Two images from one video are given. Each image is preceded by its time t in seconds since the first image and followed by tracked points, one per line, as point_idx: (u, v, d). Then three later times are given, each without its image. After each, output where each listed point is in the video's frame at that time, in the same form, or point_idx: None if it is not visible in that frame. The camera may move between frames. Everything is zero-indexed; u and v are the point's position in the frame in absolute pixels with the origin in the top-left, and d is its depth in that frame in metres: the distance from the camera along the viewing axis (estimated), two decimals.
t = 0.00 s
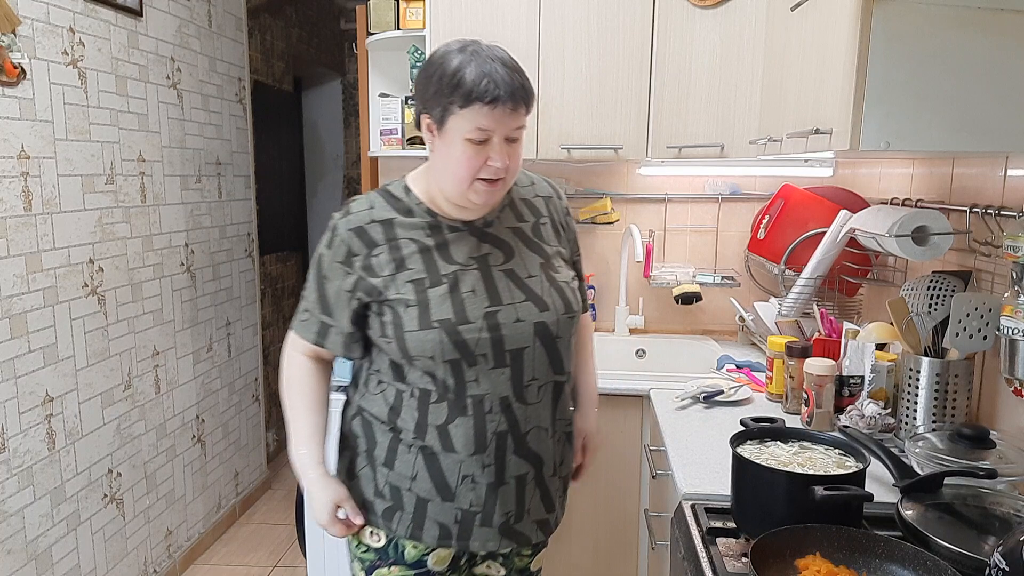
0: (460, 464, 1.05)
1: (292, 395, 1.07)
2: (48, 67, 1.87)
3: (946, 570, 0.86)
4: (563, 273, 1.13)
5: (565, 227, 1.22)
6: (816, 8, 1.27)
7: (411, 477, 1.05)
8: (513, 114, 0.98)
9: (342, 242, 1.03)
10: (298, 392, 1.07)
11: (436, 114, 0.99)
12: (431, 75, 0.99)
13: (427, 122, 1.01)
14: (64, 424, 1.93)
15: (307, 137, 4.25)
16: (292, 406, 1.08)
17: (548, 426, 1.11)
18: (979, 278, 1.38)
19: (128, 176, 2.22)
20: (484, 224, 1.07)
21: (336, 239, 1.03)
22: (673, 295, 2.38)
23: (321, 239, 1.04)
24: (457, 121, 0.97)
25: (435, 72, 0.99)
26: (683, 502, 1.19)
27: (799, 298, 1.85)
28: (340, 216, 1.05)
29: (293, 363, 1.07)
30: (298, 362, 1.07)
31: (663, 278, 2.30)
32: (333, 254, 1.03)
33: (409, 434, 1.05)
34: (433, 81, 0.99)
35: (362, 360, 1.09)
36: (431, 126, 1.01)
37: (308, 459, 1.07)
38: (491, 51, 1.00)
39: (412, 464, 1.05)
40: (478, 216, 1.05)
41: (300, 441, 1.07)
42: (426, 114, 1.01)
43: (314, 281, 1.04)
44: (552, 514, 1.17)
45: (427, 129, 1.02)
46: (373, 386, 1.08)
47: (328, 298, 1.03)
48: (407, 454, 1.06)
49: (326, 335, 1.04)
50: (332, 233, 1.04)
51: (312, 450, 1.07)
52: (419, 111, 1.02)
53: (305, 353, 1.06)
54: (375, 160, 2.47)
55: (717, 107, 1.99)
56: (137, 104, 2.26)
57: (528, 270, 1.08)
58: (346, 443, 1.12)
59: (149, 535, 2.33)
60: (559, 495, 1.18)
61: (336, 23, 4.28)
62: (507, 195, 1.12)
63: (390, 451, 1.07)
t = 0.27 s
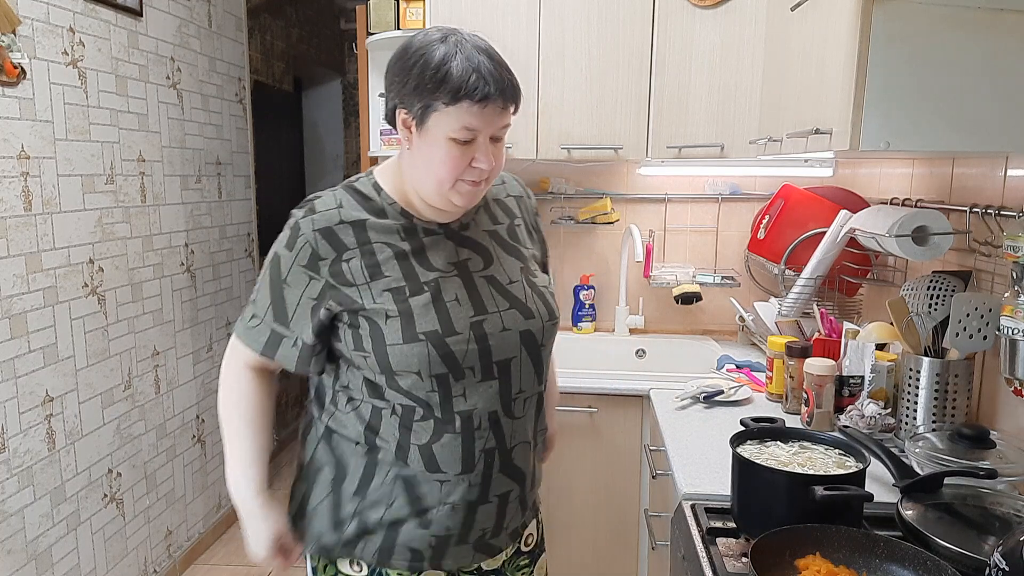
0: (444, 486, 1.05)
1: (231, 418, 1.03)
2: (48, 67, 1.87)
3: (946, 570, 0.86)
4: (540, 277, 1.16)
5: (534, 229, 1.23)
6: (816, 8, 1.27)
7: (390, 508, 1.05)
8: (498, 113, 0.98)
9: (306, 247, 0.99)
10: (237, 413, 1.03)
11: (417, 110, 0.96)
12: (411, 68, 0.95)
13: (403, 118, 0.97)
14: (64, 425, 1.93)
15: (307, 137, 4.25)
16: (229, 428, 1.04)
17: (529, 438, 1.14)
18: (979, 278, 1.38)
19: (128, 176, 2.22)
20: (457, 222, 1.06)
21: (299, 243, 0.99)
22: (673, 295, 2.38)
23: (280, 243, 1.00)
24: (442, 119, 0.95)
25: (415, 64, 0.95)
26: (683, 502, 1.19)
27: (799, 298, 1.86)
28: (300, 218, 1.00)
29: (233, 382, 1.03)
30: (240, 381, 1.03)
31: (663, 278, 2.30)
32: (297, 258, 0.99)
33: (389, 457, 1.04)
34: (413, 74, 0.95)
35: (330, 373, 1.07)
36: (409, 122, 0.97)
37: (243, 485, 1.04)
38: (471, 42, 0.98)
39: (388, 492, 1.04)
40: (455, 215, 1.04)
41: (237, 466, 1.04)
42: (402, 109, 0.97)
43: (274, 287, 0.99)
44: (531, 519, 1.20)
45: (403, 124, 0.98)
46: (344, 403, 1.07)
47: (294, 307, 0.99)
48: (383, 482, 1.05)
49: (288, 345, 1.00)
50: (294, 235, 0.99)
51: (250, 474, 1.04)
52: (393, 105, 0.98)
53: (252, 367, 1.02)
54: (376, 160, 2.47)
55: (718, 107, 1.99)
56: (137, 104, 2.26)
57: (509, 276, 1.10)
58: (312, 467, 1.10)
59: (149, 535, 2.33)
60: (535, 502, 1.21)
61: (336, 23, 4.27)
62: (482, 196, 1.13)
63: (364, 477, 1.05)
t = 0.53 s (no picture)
0: (469, 488, 1.04)
1: (244, 456, 0.91)
2: (48, 67, 1.87)
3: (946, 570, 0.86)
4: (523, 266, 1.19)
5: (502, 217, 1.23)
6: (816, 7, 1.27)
7: (417, 522, 1.04)
8: (503, 115, 0.98)
9: (308, 267, 0.90)
10: (258, 448, 0.91)
11: (421, 113, 0.91)
12: (421, 67, 0.90)
13: (407, 119, 0.92)
14: (64, 425, 1.93)
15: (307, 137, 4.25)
16: (241, 468, 0.91)
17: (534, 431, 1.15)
18: (979, 278, 1.38)
19: (128, 176, 2.22)
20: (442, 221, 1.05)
21: (299, 262, 0.90)
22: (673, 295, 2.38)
23: (273, 266, 0.90)
24: (456, 122, 0.92)
25: (425, 62, 0.90)
26: (684, 502, 1.19)
27: (799, 297, 1.86)
28: (292, 235, 0.91)
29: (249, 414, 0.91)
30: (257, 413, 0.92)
31: (663, 278, 2.30)
32: (300, 278, 0.90)
33: (406, 472, 1.01)
34: (425, 73, 0.90)
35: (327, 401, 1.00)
36: (415, 124, 0.92)
37: (262, 534, 0.89)
38: (474, 41, 0.95)
39: (412, 507, 1.03)
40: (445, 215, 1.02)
41: (253, 513, 0.90)
42: (408, 110, 0.91)
43: (277, 317, 0.89)
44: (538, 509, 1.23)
45: (404, 126, 0.92)
46: (347, 426, 1.01)
47: (303, 333, 0.90)
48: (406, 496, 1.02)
49: (302, 375, 0.91)
50: (289, 255, 0.90)
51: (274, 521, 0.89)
52: (392, 105, 0.92)
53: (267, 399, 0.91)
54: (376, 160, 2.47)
55: (718, 107, 1.99)
56: (137, 104, 2.26)
57: (502, 269, 1.10)
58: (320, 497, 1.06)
59: (149, 535, 2.33)
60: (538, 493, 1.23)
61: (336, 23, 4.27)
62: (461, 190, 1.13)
63: (385, 494, 1.03)
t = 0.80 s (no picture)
0: (512, 481, 1.05)
1: (318, 477, 0.80)
2: (48, 67, 1.87)
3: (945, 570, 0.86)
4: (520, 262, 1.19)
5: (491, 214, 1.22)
6: (816, 7, 1.26)
7: (466, 519, 1.03)
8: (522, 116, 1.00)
9: (354, 268, 0.84)
10: (333, 460, 0.81)
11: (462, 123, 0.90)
12: (467, 74, 0.88)
13: (450, 125, 0.89)
14: (64, 424, 1.93)
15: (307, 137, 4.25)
16: (316, 492, 0.80)
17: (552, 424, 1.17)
18: (979, 279, 1.38)
19: (128, 176, 2.22)
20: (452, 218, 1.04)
21: (344, 264, 0.84)
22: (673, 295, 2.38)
23: (315, 270, 0.83)
24: (497, 127, 0.93)
25: (471, 69, 0.88)
26: (684, 502, 1.19)
27: (799, 297, 1.85)
28: (330, 237, 0.85)
29: (310, 431, 0.82)
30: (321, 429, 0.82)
31: (663, 278, 2.30)
32: (348, 280, 0.83)
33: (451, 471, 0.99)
34: (471, 80, 0.88)
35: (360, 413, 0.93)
36: (458, 129, 0.90)
37: (365, 544, 0.77)
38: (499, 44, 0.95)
39: (460, 505, 1.02)
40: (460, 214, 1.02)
41: (347, 527, 0.78)
42: (453, 116, 0.89)
43: (327, 322, 0.82)
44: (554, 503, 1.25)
45: (446, 132, 0.90)
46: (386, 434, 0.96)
47: (356, 336, 0.84)
48: (453, 495, 1.01)
49: (358, 380, 0.84)
50: (333, 257, 0.84)
51: (373, 526, 0.78)
52: (434, 111, 0.88)
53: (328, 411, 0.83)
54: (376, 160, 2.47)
55: (718, 107, 1.99)
56: (137, 104, 2.26)
57: (512, 266, 1.10)
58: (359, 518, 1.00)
59: (149, 535, 2.33)
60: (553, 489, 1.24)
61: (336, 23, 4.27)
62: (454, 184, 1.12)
63: (429, 497, 1.00)
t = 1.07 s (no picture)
0: (535, 471, 1.08)
1: (367, 430, 0.90)
2: (48, 67, 1.87)
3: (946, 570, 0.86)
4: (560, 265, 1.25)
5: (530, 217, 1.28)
6: (816, 6, 1.26)
7: (488, 505, 1.06)
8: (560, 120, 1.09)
9: (400, 237, 0.92)
10: (378, 414, 0.90)
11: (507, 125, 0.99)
12: (510, 80, 0.97)
13: (493, 125, 0.99)
14: (64, 425, 1.93)
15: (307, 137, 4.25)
16: (364, 443, 0.90)
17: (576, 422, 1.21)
18: (979, 278, 1.38)
19: (128, 176, 2.22)
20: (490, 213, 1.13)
21: (391, 233, 0.92)
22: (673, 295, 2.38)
23: (364, 238, 0.91)
24: (536, 129, 1.02)
25: (514, 75, 0.97)
26: (683, 502, 1.19)
27: (799, 297, 1.85)
28: (378, 210, 0.94)
29: (354, 391, 0.90)
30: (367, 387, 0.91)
31: (663, 277, 2.30)
32: (394, 248, 0.92)
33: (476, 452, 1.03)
34: (515, 86, 0.97)
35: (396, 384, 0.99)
36: (500, 129, 0.99)
37: (420, 483, 0.88)
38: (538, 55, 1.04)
39: (482, 490, 1.05)
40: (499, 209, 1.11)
41: (400, 471, 0.89)
42: (496, 117, 0.98)
43: (372, 284, 0.90)
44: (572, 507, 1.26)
45: (489, 131, 0.99)
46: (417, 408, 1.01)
47: (398, 299, 0.91)
48: (478, 479, 1.04)
49: (397, 340, 0.91)
50: (381, 226, 0.92)
51: (423, 467, 0.89)
52: (479, 112, 0.98)
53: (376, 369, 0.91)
54: (375, 160, 2.47)
55: (718, 107, 1.99)
56: (137, 104, 2.26)
57: (547, 266, 1.15)
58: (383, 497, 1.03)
59: (149, 535, 2.33)
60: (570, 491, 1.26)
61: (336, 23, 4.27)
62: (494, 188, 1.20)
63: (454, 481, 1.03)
